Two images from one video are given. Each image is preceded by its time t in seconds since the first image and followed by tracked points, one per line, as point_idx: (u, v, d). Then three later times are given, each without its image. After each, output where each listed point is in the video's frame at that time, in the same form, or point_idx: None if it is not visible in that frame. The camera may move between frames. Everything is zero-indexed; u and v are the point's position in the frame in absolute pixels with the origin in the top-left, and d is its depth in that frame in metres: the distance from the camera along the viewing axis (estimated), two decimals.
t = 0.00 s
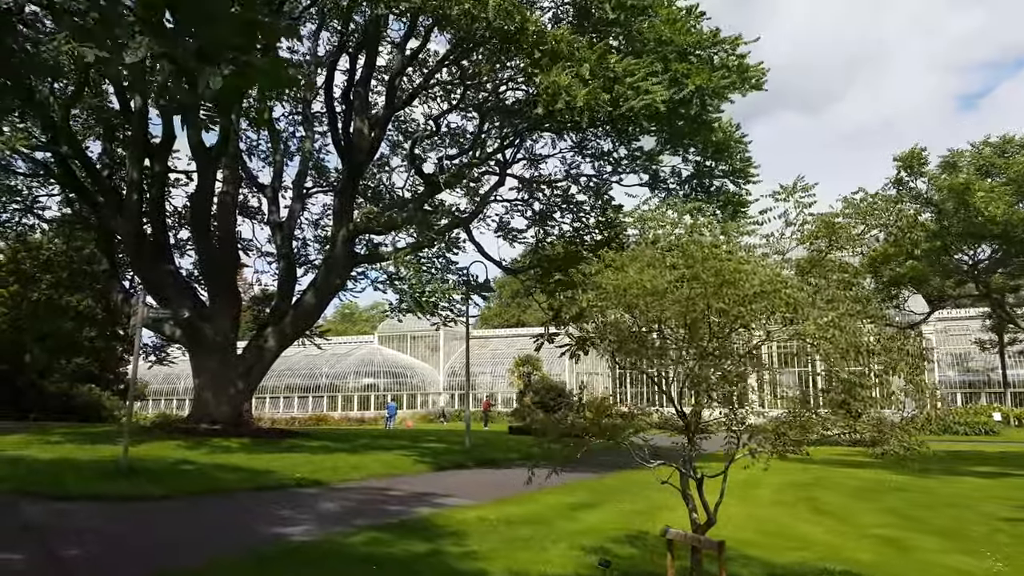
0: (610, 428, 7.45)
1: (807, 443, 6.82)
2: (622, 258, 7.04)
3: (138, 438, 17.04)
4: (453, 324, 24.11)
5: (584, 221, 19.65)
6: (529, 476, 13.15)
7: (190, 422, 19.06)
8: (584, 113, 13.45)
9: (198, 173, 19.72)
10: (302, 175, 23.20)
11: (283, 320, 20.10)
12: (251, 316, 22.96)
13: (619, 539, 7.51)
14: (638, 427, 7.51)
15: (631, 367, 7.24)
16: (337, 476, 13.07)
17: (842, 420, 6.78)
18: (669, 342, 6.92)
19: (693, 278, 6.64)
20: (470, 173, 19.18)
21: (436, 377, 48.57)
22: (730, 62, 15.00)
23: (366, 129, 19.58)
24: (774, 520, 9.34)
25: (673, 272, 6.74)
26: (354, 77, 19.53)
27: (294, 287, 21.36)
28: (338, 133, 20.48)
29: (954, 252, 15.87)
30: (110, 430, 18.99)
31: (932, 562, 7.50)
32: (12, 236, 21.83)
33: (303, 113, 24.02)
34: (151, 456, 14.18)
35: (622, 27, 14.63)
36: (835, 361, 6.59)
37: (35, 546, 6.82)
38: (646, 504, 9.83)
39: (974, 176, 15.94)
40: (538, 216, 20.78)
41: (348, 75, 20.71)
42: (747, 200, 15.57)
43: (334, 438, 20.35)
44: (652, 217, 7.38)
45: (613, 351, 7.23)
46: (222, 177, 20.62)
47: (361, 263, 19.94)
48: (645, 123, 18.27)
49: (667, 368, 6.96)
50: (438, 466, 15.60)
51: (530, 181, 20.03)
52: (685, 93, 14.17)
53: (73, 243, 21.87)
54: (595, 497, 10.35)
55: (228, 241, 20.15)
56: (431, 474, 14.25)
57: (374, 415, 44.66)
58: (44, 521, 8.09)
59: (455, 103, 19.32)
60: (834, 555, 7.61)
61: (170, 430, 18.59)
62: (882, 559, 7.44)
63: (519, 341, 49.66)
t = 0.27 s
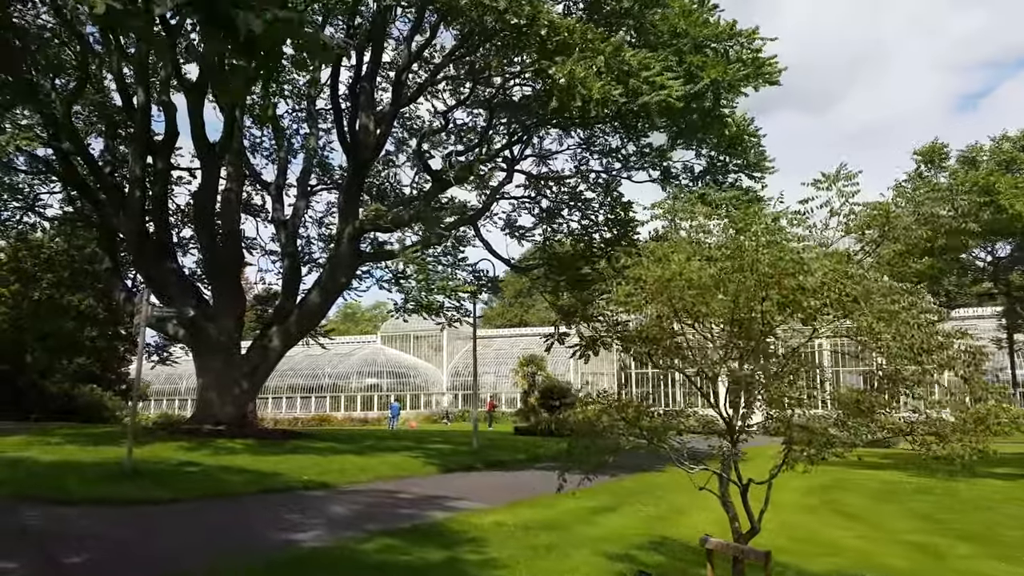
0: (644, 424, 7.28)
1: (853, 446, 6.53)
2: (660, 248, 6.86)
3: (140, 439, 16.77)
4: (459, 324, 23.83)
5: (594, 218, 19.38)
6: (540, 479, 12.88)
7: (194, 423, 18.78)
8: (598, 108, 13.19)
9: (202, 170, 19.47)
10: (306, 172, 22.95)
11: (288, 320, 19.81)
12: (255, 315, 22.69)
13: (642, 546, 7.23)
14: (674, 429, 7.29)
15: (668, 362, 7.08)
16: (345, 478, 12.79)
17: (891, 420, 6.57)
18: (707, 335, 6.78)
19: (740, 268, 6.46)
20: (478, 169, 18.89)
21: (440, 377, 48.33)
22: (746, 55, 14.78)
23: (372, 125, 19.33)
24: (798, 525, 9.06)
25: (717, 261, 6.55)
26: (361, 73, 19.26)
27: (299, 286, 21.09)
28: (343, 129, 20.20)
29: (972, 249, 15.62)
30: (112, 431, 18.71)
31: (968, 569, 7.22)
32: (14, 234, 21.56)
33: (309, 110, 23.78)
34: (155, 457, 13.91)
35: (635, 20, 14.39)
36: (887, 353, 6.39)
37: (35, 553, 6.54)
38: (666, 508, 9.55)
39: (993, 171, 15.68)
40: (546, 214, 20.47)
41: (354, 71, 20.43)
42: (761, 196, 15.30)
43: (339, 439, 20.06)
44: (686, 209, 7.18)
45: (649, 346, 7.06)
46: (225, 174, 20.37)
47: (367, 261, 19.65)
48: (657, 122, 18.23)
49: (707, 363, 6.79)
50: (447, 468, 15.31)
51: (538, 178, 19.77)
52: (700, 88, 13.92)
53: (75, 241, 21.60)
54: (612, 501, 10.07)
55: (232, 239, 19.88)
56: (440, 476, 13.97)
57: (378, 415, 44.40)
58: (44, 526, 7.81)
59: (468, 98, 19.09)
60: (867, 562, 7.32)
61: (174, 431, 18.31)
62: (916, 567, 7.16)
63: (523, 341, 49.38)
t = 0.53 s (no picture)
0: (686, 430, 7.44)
1: (902, 447, 6.69)
2: (709, 248, 7.06)
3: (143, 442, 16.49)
4: (463, 326, 23.58)
5: (602, 218, 19.16)
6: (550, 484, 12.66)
7: (197, 425, 18.50)
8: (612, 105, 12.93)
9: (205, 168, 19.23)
10: (310, 171, 22.70)
11: (292, 320, 19.58)
12: (259, 316, 22.44)
13: (667, 556, 6.99)
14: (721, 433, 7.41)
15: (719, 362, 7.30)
16: (352, 482, 12.54)
17: (943, 423, 6.72)
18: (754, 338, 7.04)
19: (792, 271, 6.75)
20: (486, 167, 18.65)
21: (442, 377, 48.14)
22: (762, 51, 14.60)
23: (377, 124, 19.01)
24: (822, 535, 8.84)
25: (769, 266, 6.85)
26: (367, 70, 19.02)
27: (303, 287, 20.82)
28: (348, 127, 19.97)
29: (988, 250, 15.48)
30: (114, 434, 18.44)
31: None
32: (14, 234, 21.28)
33: (313, 109, 23.56)
34: (159, 461, 13.65)
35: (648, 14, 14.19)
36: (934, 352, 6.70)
37: (39, 566, 6.27)
38: (681, 515, 9.32)
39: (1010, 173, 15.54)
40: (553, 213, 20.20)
41: (359, 69, 20.15)
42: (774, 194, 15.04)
43: (344, 441, 19.83)
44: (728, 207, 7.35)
45: (696, 346, 7.40)
46: (229, 173, 20.08)
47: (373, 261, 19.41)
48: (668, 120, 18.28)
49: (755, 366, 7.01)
50: (455, 471, 15.07)
51: (544, 177, 19.56)
52: (713, 84, 13.66)
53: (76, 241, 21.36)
54: (627, 508, 9.85)
55: (235, 239, 19.57)
56: (448, 480, 13.72)
57: (381, 417, 44.16)
58: (46, 535, 7.53)
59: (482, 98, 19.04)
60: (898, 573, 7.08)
61: (177, 433, 18.08)
62: None
63: (525, 342, 49.16)
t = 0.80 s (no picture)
0: (726, 430, 7.21)
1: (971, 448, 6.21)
2: (757, 238, 6.76)
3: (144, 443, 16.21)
4: (468, 326, 23.32)
5: (610, 215, 18.93)
6: (561, 487, 12.39)
7: (199, 426, 18.22)
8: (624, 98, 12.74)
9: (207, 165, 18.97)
10: (313, 168, 22.48)
11: (295, 319, 19.31)
12: (261, 315, 22.18)
13: (692, 563, 6.73)
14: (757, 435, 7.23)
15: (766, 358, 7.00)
16: (358, 484, 12.27)
17: (1011, 424, 6.30)
18: (803, 333, 6.72)
19: (851, 261, 6.43)
20: (492, 163, 18.36)
21: (444, 377, 47.86)
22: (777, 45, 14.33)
23: (381, 119, 18.75)
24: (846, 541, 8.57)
25: (824, 257, 6.56)
26: (372, 65, 18.73)
27: (306, 286, 20.56)
28: (352, 123, 19.67)
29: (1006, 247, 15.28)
30: (114, 434, 18.15)
31: None
32: (14, 232, 21.00)
33: (316, 105, 23.27)
34: (161, 462, 13.37)
35: (660, 7, 13.95)
36: (994, 344, 6.50)
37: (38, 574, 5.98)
38: (701, 521, 9.04)
39: None
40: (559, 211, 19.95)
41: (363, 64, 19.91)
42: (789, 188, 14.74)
43: (348, 442, 19.54)
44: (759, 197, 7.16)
45: (740, 342, 7.07)
46: (231, 169, 19.82)
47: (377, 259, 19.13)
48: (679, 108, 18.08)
49: (806, 362, 6.70)
50: (463, 473, 14.78)
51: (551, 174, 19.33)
52: (728, 77, 13.33)
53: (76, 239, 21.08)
54: (644, 512, 9.57)
55: (237, 236, 19.31)
56: (456, 481, 13.46)
57: (383, 417, 43.88)
58: (46, 540, 7.25)
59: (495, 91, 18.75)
60: None
61: (178, 433, 17.81)
62: None
63: (528, 342, 48.83)
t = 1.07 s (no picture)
0: (777, 445, 6.12)
1: None
2: (809, 227, 5.87)
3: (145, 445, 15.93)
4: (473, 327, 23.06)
5: (618, 212, 18.66)
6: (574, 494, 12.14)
7: (199, 427, 17.90)
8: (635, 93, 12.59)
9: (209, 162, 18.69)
10: (316, 166, 22.20)
11: (297, 319, 19.03)
12: (263, 315, 21.89)
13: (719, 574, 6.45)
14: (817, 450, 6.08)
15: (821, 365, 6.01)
16: (365, 488, 11.99)
17: None
18: (866, 333, 5.80)
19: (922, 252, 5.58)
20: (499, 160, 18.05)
21: (447, 377, 47.62)
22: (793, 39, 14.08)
23: (386, 115, 18.45)
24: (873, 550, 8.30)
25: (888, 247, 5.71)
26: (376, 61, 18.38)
27: (309, 285, 20.26)
28: (356, 120, 19.36)
29: None
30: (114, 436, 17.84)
31: None
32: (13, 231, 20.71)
33: (318, 103, 22.98)
34: (164, 465, 13.07)
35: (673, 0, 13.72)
36: None
37: None
38: (725, 527, 8.79)
39: None
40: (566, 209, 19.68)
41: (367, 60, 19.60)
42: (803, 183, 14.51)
43: (352, 444, 19.27)
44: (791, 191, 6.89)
45: (789, 346, 6.12)
46: (233, 167, 19.51)
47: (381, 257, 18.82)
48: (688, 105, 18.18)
49: (870, 366, 5.74)
50: (471, 476, 14.51)
51: (558, 171, 19.05)
52: (745, 70, 13.01)
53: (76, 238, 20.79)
54: (664, 519, 9.32)
55: (240, 234, 19.01)
56: (465, 485, 13.18)
57: (385, 417, 43.59)
58: (45, 549, 6.96)
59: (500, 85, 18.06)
60: None
61: (180, 435, 17.52)
62: None
63: (530, 343, 48.60)
